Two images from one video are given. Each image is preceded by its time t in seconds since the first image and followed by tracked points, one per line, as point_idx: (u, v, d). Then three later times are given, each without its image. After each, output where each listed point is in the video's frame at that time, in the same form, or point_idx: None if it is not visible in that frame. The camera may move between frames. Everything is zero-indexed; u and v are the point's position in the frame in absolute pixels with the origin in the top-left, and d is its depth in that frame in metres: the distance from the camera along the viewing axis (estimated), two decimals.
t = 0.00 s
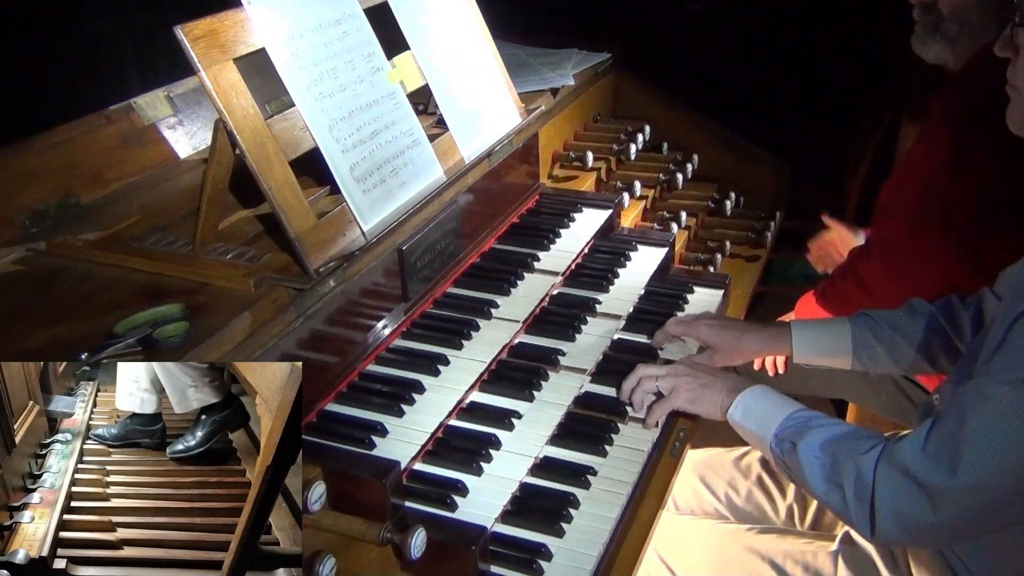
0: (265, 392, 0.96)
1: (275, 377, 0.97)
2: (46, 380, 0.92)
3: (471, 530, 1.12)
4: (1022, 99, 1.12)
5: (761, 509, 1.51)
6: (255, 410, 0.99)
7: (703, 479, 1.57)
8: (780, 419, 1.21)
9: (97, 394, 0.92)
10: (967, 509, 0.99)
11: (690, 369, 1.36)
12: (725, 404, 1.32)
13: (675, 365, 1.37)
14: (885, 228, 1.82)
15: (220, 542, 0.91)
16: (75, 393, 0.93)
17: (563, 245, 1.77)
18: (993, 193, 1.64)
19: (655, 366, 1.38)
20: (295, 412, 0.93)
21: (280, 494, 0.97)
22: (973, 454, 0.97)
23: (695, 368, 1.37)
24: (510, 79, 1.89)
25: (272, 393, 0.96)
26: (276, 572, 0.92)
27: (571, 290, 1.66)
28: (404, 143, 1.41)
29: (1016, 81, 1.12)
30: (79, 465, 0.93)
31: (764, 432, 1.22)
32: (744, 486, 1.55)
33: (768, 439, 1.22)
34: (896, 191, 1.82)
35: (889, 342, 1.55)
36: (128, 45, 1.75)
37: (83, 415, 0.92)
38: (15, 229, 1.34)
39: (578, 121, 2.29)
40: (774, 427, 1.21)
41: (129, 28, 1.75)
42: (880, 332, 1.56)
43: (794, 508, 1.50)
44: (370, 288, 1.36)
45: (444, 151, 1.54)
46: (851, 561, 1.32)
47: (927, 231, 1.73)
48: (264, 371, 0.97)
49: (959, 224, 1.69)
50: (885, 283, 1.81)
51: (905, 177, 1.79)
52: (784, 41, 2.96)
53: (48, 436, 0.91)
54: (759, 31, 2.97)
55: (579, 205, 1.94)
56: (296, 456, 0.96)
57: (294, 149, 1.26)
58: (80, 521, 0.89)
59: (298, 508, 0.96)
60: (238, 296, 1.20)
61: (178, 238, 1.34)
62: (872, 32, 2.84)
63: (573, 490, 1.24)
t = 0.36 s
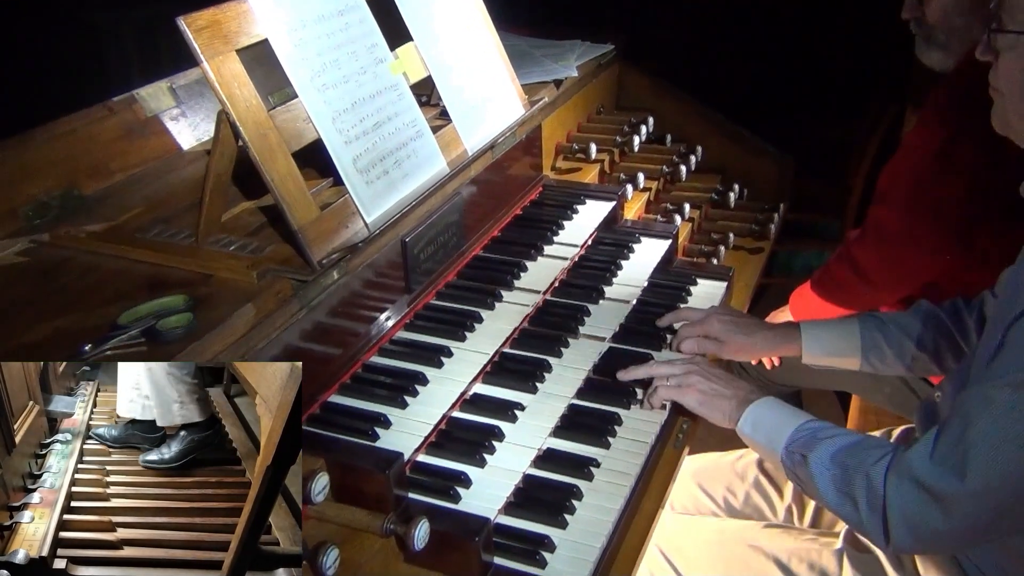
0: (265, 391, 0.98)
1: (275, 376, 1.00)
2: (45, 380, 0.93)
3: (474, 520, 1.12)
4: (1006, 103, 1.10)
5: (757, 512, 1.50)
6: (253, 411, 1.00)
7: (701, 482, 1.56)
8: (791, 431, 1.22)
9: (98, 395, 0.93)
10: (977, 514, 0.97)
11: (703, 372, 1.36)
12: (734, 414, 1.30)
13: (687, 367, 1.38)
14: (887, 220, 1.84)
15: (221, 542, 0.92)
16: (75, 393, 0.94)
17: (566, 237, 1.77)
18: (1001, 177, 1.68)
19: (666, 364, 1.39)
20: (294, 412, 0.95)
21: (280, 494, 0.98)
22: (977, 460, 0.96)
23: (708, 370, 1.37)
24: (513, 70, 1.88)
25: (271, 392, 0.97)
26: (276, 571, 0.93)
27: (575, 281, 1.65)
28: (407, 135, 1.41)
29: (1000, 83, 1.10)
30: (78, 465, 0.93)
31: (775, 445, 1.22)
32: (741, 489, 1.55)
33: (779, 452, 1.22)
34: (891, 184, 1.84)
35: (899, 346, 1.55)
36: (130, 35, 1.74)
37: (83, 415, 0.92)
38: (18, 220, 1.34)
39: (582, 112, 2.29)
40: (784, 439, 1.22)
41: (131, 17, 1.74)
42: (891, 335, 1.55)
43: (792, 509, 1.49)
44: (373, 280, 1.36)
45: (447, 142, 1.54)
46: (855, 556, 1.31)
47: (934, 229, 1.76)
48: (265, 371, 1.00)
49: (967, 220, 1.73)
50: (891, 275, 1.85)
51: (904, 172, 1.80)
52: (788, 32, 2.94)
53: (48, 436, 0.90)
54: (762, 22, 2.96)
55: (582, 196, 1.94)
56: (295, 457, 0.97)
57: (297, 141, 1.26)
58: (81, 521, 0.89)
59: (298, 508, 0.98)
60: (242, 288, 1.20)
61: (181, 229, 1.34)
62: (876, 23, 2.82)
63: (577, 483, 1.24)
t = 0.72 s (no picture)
0: (265, 391, 1.03)
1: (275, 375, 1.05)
2: (45, 380, 0.97)
3: (478, 514, 1.12)
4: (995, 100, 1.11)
5: (759, 501, 1.50)
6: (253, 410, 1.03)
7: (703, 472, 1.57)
8: (792, 413, 1.21)
9: (97, 394, 0.98)
10: (971, 506, 0.98)
11: (701, 355, 1.37)
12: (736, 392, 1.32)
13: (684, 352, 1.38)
14: (885, 212, 1.84)
15: (220, 542, 0.96)
16: (75, 392, 0.98)
17: (569, 231, 1.77)
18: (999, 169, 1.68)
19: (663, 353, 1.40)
20: (294, 411, 0.98)
21: (280, 494, 1.00)
22: (970, 453, 0.96)
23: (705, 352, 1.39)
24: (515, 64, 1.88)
25: (271, 392, 1.02)
26: (276, 571, 0.93)
27: (578, 275, 1.65)
28: (410, 129, 1.41)
29: (989, 79, 1.10)
30: (78, 464, 0.99)
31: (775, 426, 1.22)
32: (743, 478, 1.55)
33: (779, 433, 1.22)
34: (887, 172, 1.85)
35: (903, 324, 1.55)
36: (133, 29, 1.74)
37: (83, 415, 0.98)
38: (20, 214, 1.34)
39: (584, 106, 2.28)
40: (785, 421, 1.21)
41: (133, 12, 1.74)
42: (897, 313, 1.56)
43: (793, 497, 1.49)
44: (376, 274, 1.36)
45: (450, 136, 1.53)
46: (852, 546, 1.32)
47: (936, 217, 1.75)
48: (266, 372, 1.04)
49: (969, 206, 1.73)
50: (892, 266, 1.85)
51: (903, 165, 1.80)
52: (790, 26, 2.93)
53: (48, 436, 0.97)
54: (765, 16, 2.95)
55: (584, 190, 1.94)
56: (296, 457, 1.00)
57: (299, 135, 1.25)
58: (81, 521, 0.93)
59: (298, 508, 0.99)
60: (244, 282, 1.20)
61: (184, 224, 1.34)
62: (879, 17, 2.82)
63: (579, 476, 1.24)
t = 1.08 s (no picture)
0: (265, 391, 0.99)
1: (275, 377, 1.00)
2: (45, 380, 0.95)
3: (479, 508, 1.12)
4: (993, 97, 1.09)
5: (765, 499, 1.50)
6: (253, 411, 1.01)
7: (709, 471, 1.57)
8: (787, 422, 1.21)
9: (98, 394, 0.97)
10: (973, 509, 0.98)
11: (699, 359, 1.38)
12: (729, 398, 1.32)
13: (682, 349, 1.40)
14: (882, 201, 1.82)
15: (220, 542, 0.95)
16: (75, 392, 0.97)
17: (571, 225, 1.77)
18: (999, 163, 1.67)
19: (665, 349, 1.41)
20: (295, 410, 0.95)
21: (280, 494, 0.98)
22: (969, 458, 0.96)
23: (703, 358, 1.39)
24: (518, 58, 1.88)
25: (272, 392, 0.98)
26: (277, 571, 0.92)
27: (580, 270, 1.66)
28: (412, 123, 1.40)
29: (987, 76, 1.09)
30: (78, 465, 0.99)
31: (771, 436, 1.23)
32: (750, 476, 1.55)
33: (777, 442, 1.22)
34: (880, 167, 1.84)
35: (902, 322, 1.55)
36: (135, 23, 1.74)
37: (83, 415, 0.98)
38: (23, 208, 1.34)
39: (586, 101, 2.28)
40: (781, 430, 1.21)
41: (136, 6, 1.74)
42: (896, 314, 1.55)
43: (799, 495, 1.49)
44: (378, 269, 1.36)
45: (451, 131, 1.54)
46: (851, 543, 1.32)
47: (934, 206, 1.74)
48: (264, 372, 1.01)
49: (964, 196, 1.70)
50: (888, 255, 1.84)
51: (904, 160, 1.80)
52: (793, 21, 2.93)
53: (48, 435, 0.97)
54: (768, 10, 2.95)
55: (586, 184, 1.94)
56: (296, 457, 0.98)
57: (301, 129, 1.26)
58: (81, 521, 0.93)
59: (297, 507, 0.98)
60: (246, 276, 1.20)
61: (187, 217, 1.34)
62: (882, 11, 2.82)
63: (581, 470, 1.25)
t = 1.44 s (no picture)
0: (265, 391, 0.98)
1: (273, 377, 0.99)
2: (45, 380, 0.94)
3: (481, 501, 1.13)
4: (1013, 80, 1.11)
5: (775, 481, 1.49)
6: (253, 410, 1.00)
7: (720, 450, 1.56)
8: (793, 415, 1.22)
9: (97, 394, 0.95)
10: (983, 502, 0.97)
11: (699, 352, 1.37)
12: (733, 392, 1.31)
13: (685, 353, 1.36)
14: (883, 196, 1.83)
15: (221, 541, 0.92)
16: (75, 392, 0.96)
17: (573, 218, 1.77)
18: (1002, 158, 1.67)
19: (664, 349, 1.39)
20: (295, 409, 0.95)
21: (280, 495, 0.96)
22: (980, 451, 0.95)
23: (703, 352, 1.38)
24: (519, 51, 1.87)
25: (271, 392, 0.97)
26: (276, 571, 0.90)
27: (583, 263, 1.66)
28: (412, 116, 1.40)
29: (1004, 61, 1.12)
30: (79, 465, 0.96)
31: (777, 429, 1.23)
32: (760, 459, 1.54)
33: (784, 436, 1.22)
34: (880, 161, 1.84)
35: (891, 308, 1.54)
36: (135, 15, 1.74)
37: (83, 415, 0.96)
38: (24, 201, 1.34)
39: (588, 94, 2.27)
40: (788, 424, 1.22)
41: None
42: (883, 297, 1.54)
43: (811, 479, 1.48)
44: (379, 262, 1.36)
45: (452, 125, 1.53)
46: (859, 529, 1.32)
47: (934, 199, 1.73)
48: (266, 373, 0.99)
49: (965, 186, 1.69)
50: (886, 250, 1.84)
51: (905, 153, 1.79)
52: (794, 15, 2.94)
53: (48, 436, 0.95)
54: (769, 4, 2.95)
55: (588, 177, 1.94)
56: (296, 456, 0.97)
57: (302, 122, 1.25)
58: (80, 521, 0.91)
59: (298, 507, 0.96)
60: (248, 269, 1.20)
61: (188, 210, 1.34)
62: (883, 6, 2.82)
63: (583, 464, 1.25)
